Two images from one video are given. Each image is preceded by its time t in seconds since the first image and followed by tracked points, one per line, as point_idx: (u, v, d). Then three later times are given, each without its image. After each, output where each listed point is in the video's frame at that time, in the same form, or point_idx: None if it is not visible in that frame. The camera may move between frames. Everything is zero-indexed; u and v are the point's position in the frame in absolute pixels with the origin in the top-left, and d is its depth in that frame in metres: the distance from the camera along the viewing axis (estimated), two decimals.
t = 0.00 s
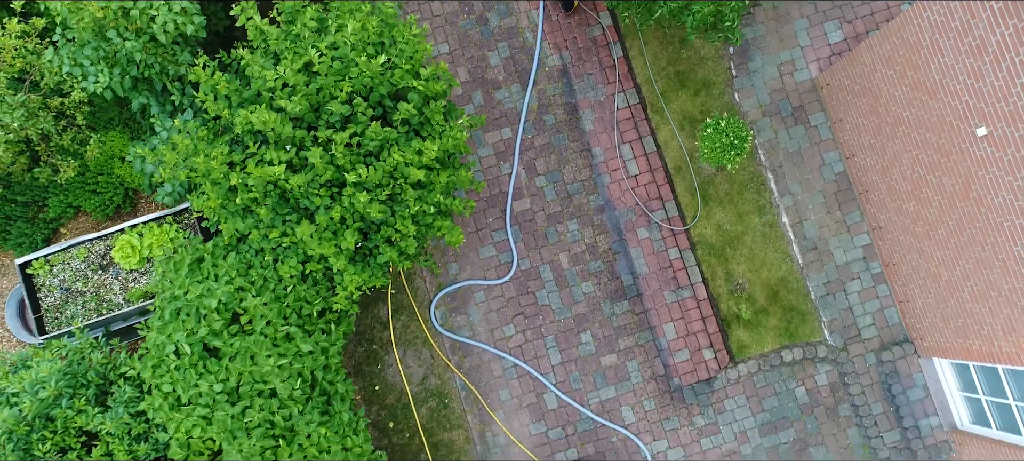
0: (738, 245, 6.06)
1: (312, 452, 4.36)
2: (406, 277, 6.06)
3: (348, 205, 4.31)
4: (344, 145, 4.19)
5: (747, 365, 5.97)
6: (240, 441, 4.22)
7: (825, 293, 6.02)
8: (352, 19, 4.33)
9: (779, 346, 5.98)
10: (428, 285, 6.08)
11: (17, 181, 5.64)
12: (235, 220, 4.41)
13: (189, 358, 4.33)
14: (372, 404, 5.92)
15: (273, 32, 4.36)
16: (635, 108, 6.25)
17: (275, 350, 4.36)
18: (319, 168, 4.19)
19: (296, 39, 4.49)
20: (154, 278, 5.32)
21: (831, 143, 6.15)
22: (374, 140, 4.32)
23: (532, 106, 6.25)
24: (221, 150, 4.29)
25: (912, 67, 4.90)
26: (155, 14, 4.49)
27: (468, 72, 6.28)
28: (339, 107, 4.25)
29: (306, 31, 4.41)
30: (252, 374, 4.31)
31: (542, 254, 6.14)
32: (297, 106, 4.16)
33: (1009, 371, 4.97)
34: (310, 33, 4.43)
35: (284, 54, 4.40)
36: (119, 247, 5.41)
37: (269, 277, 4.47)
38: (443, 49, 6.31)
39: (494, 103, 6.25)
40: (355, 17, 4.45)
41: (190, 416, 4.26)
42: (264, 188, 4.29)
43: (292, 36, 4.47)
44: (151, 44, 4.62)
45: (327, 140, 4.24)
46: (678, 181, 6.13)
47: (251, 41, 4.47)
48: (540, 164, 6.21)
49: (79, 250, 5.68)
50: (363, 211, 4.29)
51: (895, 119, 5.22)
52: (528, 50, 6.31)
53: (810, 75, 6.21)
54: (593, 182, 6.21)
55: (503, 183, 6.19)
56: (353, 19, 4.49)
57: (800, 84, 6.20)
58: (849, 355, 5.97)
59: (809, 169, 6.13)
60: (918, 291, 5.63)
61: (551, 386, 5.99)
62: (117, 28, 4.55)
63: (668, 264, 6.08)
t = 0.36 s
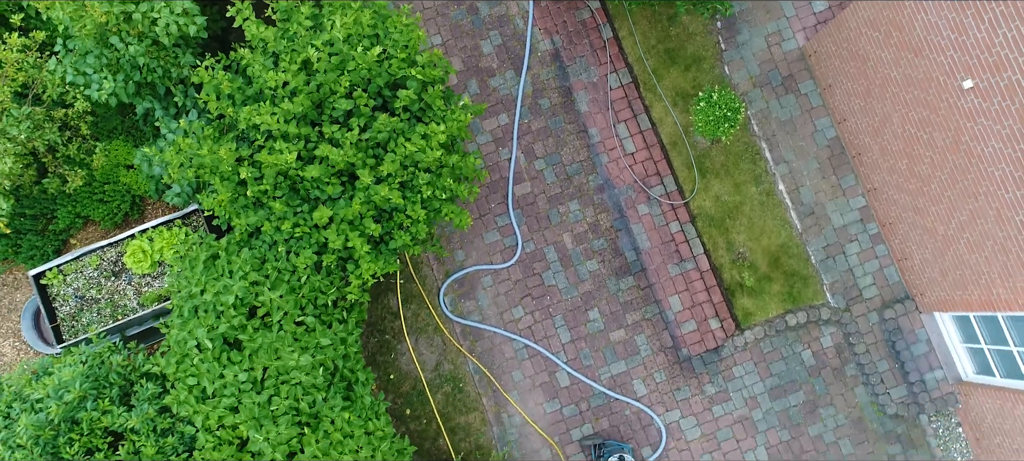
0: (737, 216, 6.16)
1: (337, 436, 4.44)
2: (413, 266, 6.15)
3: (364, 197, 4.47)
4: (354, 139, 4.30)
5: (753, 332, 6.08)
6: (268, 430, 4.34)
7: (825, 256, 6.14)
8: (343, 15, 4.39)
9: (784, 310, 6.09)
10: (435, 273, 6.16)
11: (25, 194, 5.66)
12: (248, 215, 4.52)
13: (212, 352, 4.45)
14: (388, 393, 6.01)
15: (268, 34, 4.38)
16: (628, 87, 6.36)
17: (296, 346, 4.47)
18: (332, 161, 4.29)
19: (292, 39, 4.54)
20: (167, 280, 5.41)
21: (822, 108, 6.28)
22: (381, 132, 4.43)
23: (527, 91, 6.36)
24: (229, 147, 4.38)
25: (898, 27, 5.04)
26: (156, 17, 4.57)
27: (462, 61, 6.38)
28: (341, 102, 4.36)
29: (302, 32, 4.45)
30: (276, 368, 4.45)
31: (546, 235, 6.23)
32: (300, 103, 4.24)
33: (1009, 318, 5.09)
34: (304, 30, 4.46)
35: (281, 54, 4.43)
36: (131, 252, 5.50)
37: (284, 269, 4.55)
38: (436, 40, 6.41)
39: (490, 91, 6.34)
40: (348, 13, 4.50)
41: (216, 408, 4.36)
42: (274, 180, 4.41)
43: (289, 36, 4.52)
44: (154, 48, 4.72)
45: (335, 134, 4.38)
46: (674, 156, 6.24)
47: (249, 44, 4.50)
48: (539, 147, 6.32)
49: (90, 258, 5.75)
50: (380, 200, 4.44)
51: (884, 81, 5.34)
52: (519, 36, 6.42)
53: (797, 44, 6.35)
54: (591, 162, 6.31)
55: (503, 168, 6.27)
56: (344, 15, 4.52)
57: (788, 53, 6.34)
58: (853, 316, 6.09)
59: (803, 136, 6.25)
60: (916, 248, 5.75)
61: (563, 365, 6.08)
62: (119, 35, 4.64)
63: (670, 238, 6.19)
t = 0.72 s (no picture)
0: (735, 188, 6.24)
1: (362, 430, 4.49)
2: (421, 262, 6.22)
3: (372, 191, 4.59)
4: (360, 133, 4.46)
5: (759, 300, 6.19)
6: (294, 430, 4.36)
7: (824, 221, 6.25)
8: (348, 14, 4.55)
9: (788, 277, 6.19)
10: (443, 267, 6.23)
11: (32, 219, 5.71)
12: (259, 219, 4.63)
13: (234, 357, 4.53)
14: (405, 388, 6.08)
15: (270, 34, 4.56)
16: (618, 70, 6.46)
17: (313, 346, 4.51)
18: (340, 150, 4.44)
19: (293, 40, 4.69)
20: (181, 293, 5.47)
21: (810, 76, 6.38)
22: (387, 126, 4.59)
23: (519, 82, 6.44)
24: (238, 150, 4.51)
25: None
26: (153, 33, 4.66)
27: (453, 57, 6.46)
28: (349, 97, 4.51)
29: (301, 31, 4.59)
30: (296, 370, 4.46)
31: (549, 222, 6.31)
32: (307, 102, 4.40)
33: (1007, 265, 5.22)
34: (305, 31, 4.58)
35: (286, 53, 4.60)
36: (142, 269, 5.55)
37: (297, 271, 4.61)
38: (425, 38, 6.48)
39: (483, 84, 6.43)
40: (349, 12, 4.66)
41: (242, 414, 4.40)
42: (285, 181, 4.54)
43: (289, 37, 4.67)
44: (152, 64, 4.80)
45: (341, 129, 4.53)
46: (669, 134, 6.32)
47: (248, 46, 4.67)
48: (535, 136, 6.40)
49: (102, 278, 5.78)
50: (387, 194, 4.56)
51: (868, 42, 5.53)
52: (507, 28, 6.50)
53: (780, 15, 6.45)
54: (588, 146, 6.39)
55: (501, 159, 6.36)
56: (346, 14, 4.68)
57: (772, 25, 6.44)
58: (856, 277, 6.20)
59: (793, 105, 6.35)
60: (913, 205, 5.86)
61: (575, 347, 6.16)
62: (117, 53, 4.70)
63: (671, 215, 6.29)
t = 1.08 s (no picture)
0: (730, 160, 6.34)
1: (388, 431, 4.52)
2: (428, 263, 6.28)
3: (373, 193, 4.62)
4: (356, 135, 4.52)
5: (763, 268, 6.28)
6: (322, 439, 4.41)
7: (820, 185, 6.34)
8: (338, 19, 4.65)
9: (790, 243, 6.28)
10: (450, 265, 6.30)
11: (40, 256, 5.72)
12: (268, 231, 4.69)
13: (255, 373, 4.55)
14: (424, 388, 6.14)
15: (268, 40, 4.66)
16: (604, 56, 6.53)
17: (333, 351, 4.57)
18: (341, 156, 4.47)
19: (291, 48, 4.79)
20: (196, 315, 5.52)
21: (793, 45, 6.47)
22: (383, 127, 4.63)
23: (508, 76, 6.51)
24: (244, 164, 4.59)
25: None
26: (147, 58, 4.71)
27: (441, 57, 6.52)
28: (345, 99, 4.57)
29: (298, 36, 4.69)
30: (319, 377, 4.54)
31: (550, 211, 6.38)
32: (303, 108, 4.44)
33: (1003, 209, 5.34)
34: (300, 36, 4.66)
35: (282, 60, 4.69)
36: (154, 295, 5.61)
37: (313, 279, 4.67)
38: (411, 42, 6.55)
39: (472, 81, 6.50)
40: (341, 16, 4.74)
41: (269, 426, 4.45)
42: (290, 192, 4.61)
43: (283, 47, 4.75)
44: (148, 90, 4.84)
45: (340, 134, 4.58)
46: (660, 114, 6.42)
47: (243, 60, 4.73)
48: (529, 128, 6.47)
49: (115, 308, 5.82)
50: (390, 196, 4.58)
51: (847, 6, 5.81)
52: (491, 25, 6.57)
53: None
54: (581, 133, 6.47)
55: (498, 154, 6.42)
56: (339, 17, 4.75)
57: None
58: (856, 237, 6.30)
59: (779, 74, 6.44)
60: (905, 161, 6.02)
61: (588, 332, 6.24)
62: (113, 82, 4.74)
63: (669, 194, 6.37)
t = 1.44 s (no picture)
0: (714, 132, 6.44)
1: (414, 431, 4.61)
2: (431, 265, 6.36)
3: (372, 204, 4.64)
4: (347, 149, 4.56)
5: (759, 233, 6.38)
6: (349, 446, 4.48)
7: (805, 146, 6.46)
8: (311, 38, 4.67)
9: (782, 206, 6.38)
10: (452, 265, 6.38)
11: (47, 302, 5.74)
12: (271, 253, 4.74)
13: (276, 390, 4.62)
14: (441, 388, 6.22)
15: (244, 72, 4.69)
16: (580, 43, 6.62)
17: (350, 361, 4.64)
18: (334, 172, 4.52)
19: (269, 74, 4.82)
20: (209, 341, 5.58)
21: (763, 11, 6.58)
22: (372, 137, 4.69)
23: (488, 73, 6.59)
24: (240, 191, 4.63)
25: None
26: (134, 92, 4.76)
27: (421, 61, 6.59)
28: (331, 116, 4.62)
29: (273, 63, 4.70)
30: (339, 388, 4.60)
31: (544, 201, 6.47)
32: (291, 130, 4.49)
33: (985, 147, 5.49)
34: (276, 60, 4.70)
35: (262, 88, 4.71)
36: (164, 328, 5.64)
37: (320, 294, 4.75)
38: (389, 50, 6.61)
39: (454, 82, 6.57)
40: (315, 34, 4.77)
41: (296, 441, 4.53)
42: (288, 211, 4.63)
43: (263, 72, 4.79)
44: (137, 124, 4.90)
45: (331, 150, 4.62)
46: (641, 94, 6.50)
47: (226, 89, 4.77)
48: (514, 121, 6.55)
49: (127, 345, 5.84)
50: (387, 204, 4.63)
51: None
52: (465, 25, 6.65)
53: None
54: (566, 121, 6.55)
55: (486, 151, 6.50)
56: (312, 36, 4.79)
57: None
58: (845, 192, 6.42)
59: (752, 42, 6.55)
60: (885, 112, 6.15)
61: (595, 315, 6.33)
62: (102, 121, 4.79)
63: (658, 171, 6.47)
